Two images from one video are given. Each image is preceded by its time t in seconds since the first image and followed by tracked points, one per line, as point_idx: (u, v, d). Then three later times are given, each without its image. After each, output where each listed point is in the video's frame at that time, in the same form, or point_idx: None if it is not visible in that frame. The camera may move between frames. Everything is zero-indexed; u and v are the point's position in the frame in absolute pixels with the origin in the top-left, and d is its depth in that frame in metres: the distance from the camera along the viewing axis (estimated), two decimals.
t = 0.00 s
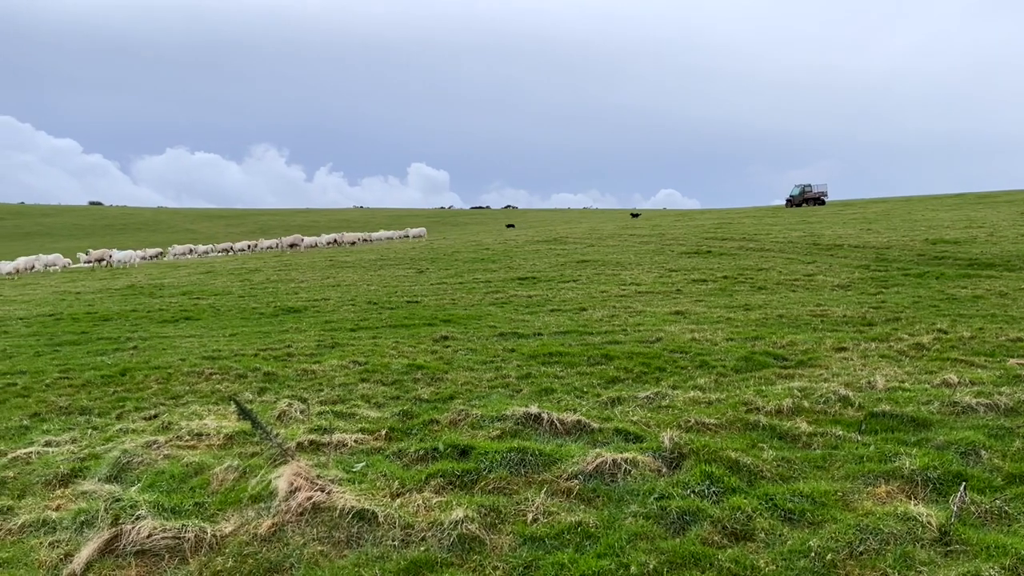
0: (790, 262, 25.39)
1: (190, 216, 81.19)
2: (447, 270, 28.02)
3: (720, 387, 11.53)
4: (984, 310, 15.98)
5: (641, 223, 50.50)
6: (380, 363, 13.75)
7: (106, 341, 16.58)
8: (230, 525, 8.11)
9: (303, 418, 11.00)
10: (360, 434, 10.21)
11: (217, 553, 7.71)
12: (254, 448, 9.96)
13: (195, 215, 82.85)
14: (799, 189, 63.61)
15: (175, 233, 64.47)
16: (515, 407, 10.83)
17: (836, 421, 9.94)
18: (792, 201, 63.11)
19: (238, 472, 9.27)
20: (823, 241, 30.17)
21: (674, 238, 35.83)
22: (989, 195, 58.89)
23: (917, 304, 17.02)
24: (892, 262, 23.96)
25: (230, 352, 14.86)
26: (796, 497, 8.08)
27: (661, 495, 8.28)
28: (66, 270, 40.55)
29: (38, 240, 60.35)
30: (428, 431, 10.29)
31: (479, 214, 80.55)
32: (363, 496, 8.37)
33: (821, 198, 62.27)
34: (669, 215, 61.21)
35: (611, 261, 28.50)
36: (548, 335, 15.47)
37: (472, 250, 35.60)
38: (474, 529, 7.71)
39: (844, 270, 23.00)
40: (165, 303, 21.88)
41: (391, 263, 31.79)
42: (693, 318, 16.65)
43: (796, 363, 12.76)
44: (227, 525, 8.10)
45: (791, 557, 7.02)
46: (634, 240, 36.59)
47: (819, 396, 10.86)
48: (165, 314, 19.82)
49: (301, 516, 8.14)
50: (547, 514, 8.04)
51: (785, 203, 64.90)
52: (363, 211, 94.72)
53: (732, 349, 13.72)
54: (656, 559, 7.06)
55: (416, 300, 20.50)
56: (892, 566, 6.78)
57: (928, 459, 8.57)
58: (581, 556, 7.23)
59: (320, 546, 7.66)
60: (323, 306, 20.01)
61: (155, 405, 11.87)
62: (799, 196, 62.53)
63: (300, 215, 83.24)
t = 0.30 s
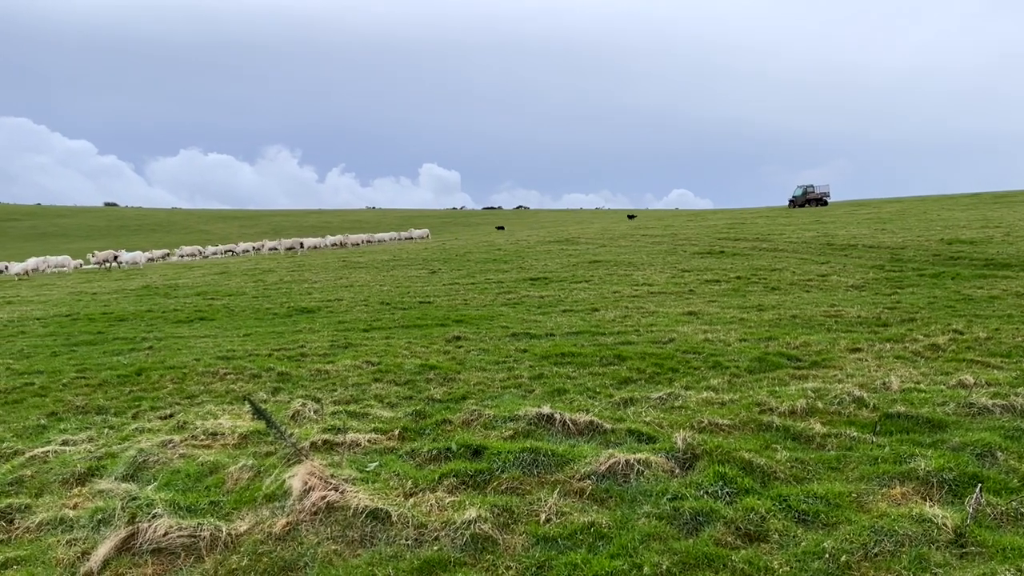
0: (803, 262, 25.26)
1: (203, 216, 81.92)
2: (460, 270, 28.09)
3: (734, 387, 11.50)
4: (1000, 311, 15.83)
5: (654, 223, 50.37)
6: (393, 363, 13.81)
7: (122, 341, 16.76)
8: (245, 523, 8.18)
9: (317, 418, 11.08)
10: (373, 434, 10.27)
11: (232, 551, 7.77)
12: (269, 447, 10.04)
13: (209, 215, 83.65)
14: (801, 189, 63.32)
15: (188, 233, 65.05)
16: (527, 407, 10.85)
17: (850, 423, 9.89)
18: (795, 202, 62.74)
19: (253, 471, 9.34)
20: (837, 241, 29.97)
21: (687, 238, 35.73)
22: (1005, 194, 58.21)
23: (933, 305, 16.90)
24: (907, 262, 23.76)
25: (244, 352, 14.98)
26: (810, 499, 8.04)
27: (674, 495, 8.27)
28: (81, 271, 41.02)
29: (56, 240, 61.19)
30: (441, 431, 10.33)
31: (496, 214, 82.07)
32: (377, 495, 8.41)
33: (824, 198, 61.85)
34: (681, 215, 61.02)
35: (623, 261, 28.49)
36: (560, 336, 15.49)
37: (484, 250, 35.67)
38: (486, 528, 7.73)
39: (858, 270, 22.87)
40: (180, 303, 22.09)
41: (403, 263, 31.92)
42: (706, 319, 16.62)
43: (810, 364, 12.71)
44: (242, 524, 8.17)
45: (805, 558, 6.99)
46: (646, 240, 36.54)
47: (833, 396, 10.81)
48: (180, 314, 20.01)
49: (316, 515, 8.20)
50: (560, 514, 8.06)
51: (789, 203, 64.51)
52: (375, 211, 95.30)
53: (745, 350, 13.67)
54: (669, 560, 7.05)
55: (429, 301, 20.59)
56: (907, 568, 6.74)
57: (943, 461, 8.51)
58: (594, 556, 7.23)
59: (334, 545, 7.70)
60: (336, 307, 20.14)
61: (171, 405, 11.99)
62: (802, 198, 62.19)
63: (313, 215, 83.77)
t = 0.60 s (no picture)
0: (816, 262, 25.14)
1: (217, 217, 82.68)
2: (471, 270, 28.17)
3: (746, 388, 11.48)
4: (1016, 311, 15.69)
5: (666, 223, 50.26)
6: (405, 363, 13.88)
7: (137, 341, 16.93)
8: (259, 522, 8.25)
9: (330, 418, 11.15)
10: (385, 434, 10.33)
11: (246, 550, 7.84)
12: (282, 446, 10.12)
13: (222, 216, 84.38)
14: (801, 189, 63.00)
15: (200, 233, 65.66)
16: (538, 407, 10.87)
17: (863, 424, 9.85)
18: (796, 202, 62.37)
19: (266, 471, 9.42)
20: (850, 241, 29.78)
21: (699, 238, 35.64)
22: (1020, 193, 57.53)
23: (948, 305, 16.78)
24: (921, 262, 23.58)
25: (257, 352, 15.10)
26: (822, 500, 8.01)
27: (685, 496, 8.27)
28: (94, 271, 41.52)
29: (70, 241, 61.84)
30: (453, 431, 10.38)
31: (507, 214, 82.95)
32: (389, 495, 8.46)
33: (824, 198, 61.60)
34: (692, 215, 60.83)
35: (634, 261, 28.48)
36: (571, 336, 15.51)
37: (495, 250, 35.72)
38: (498, 528, 7.75)
39: (871, 270, 22.74)
40: (194, 304, 22.28)
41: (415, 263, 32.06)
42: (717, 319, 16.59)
43: (823, 364, 12.66)
44: (256, 523, 8.24)
45: (818, 559, 6.97)
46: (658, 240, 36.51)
47: (845, 397, 10.76)
48: (193, 314, 20.19)
49: (328, 514, 8.26)
50: (571, 514, 8.07)
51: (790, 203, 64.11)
52: (386, 211, 95.69)
53: (757, 350, 13.63)
54: (681, 560, 7.05)
55: (440, 301, 20.67)
56: (920, 569, 6.72)
57: (957, 462, 8.46)
58: (605, 557, 7.24)
59: (346, 544, 7.75)
60: (348, 307, 20.25)
61: (185, 404, 12.10)
62: (804, 198, 61.84)
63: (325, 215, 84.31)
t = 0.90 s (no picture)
0: (830, 262, 25.00)
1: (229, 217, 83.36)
2: (483, 270, 28.24)
3: (759, 388, 11.44)
4: None
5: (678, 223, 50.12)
6: (418, 363, 13.93)
7: (152, 340, 17.10)
8: (273, 521, 8.32)
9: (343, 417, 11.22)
10: (398, 433, 10.39)
11: (261, 548, 7.91)
12: (297, 446, 10.20)
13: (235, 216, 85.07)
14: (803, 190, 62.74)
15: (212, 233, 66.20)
16: (551, 407, 10.89)
17: (877, 424, 9.80)
18: (799, 202, 62.17)
19: (280, 470, 9.49)
20: (864, 241, 29.57)
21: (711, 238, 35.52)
22: None
23: (964, 306, 16.65)
24: (937, 262, 23.40)
25: (271, 352, 15.21)
26: (836, 501, 7.98)
27: (698, 496, 8.26)
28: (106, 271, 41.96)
29: (84, 241, 62.44)
30: (465, 431, 10.42)
31: (518, 214, 83.21)
32: (402, 494, 8.50)
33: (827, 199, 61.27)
34: (704, 215, 60.61)
35: (647, 261, 28.46)
36: (584, 336, 15.53)
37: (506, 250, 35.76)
38: (511, 527, 7.78)
39: (886, 270, 22.59)
40: (208, 304, 22.45)
41: (427, 263, 32.17)
42: (730, 319, 16.55)
43: (837, 365, 12.61)
44: (271, 521, 8.31)
45: (832, 560, 6.94)
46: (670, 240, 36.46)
47: (860, 398, 10.71)
48: (208, 314, 20.37)
49: (342, 513, 8.31)
50: (584, 514, 8.09)
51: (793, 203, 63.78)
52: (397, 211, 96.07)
53: (771, 350, 13.58)
54: (694, 561, 7.04)
55: (453, 301, 20.75)
56: (935, 571, 6.68)
57: (972, 463, 8.40)
58: (618, 556, 7.25)
59: (360, 543, 7.80)
60: (361, 307, 20.36)
61: (200, 404, 12.22)
62: (806, 198, 61.69)
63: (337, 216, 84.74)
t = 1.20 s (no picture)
0: (844, 263, 24.87)
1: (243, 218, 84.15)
2: (496, 271, 28.32)
3: (773, 389, 11.41)
4: None
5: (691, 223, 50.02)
6: (431, 363, 13.99)
7: (167, 341, 17.28)
8: (288, 520, 8.38)
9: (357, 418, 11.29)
10: (412, 433, 10.44)
11: (276, 547, 7.97)
12: (311, 446, 10.27)
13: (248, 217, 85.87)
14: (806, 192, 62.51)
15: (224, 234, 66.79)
16: (564, 408, 10.91)
17: (893, 426, 9.75)
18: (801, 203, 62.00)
19: (295, 469, 9.56)
20: (879, 241, 29.36)
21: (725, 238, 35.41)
22: None
23: (981, 306, 16.51)
24: (953, 262, 23.21)
25: (286, 352, 15.31)
26: (852, 502, 7.94)
27: (713, 497, 8.24)
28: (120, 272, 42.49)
29: (99, 242, 63.17)
30: (479, 431, 10.45)
31: (529, 214, 83.48)
32: (416, 494, 8.54)
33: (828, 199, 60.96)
34: (716, 215, 60.42)
35: (660, 261, 28.44)
36: (596, 336, 15.55)
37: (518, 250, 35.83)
38: (525, 528, 7.79)
39: (901, 270, 22.44)
40: (222, 304, 22.65)
41: (440, 264, 32.30)
42: (744, 319, 16.51)
43: (851, 366, 12.55)
44: (286, 521, 8.37)
45: (847, 562, 6.92)
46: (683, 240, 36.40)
47: (875, 399, 10.66)
48: (222, 314, 20.56)
49: (357, 513, 8.36)
50: (597, 515, 8.09)
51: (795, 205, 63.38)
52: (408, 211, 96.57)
53: (785, 351, 13.53)
54: (709, 562, 7.03)
55: (465, 301, 20.82)
56: (952, 573, 6.64)
57: (990, 465, 8.34)
58: (632, 557, 7.25)
59: (374, 543, 7.84)
60: (374, 307, 20.47)
61: (215, 403, 12.33)
62: (807, 199, 61.75)
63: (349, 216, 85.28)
